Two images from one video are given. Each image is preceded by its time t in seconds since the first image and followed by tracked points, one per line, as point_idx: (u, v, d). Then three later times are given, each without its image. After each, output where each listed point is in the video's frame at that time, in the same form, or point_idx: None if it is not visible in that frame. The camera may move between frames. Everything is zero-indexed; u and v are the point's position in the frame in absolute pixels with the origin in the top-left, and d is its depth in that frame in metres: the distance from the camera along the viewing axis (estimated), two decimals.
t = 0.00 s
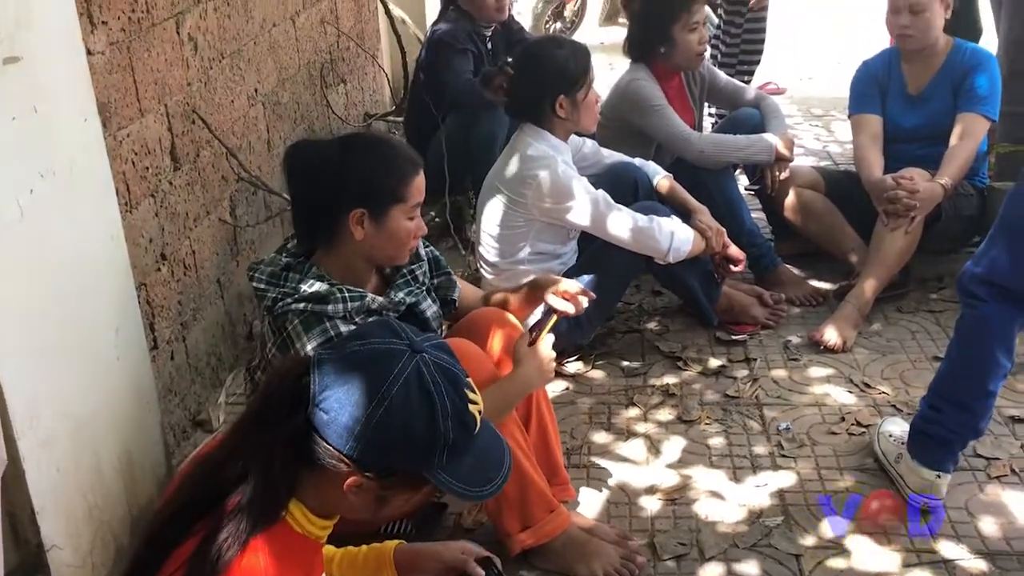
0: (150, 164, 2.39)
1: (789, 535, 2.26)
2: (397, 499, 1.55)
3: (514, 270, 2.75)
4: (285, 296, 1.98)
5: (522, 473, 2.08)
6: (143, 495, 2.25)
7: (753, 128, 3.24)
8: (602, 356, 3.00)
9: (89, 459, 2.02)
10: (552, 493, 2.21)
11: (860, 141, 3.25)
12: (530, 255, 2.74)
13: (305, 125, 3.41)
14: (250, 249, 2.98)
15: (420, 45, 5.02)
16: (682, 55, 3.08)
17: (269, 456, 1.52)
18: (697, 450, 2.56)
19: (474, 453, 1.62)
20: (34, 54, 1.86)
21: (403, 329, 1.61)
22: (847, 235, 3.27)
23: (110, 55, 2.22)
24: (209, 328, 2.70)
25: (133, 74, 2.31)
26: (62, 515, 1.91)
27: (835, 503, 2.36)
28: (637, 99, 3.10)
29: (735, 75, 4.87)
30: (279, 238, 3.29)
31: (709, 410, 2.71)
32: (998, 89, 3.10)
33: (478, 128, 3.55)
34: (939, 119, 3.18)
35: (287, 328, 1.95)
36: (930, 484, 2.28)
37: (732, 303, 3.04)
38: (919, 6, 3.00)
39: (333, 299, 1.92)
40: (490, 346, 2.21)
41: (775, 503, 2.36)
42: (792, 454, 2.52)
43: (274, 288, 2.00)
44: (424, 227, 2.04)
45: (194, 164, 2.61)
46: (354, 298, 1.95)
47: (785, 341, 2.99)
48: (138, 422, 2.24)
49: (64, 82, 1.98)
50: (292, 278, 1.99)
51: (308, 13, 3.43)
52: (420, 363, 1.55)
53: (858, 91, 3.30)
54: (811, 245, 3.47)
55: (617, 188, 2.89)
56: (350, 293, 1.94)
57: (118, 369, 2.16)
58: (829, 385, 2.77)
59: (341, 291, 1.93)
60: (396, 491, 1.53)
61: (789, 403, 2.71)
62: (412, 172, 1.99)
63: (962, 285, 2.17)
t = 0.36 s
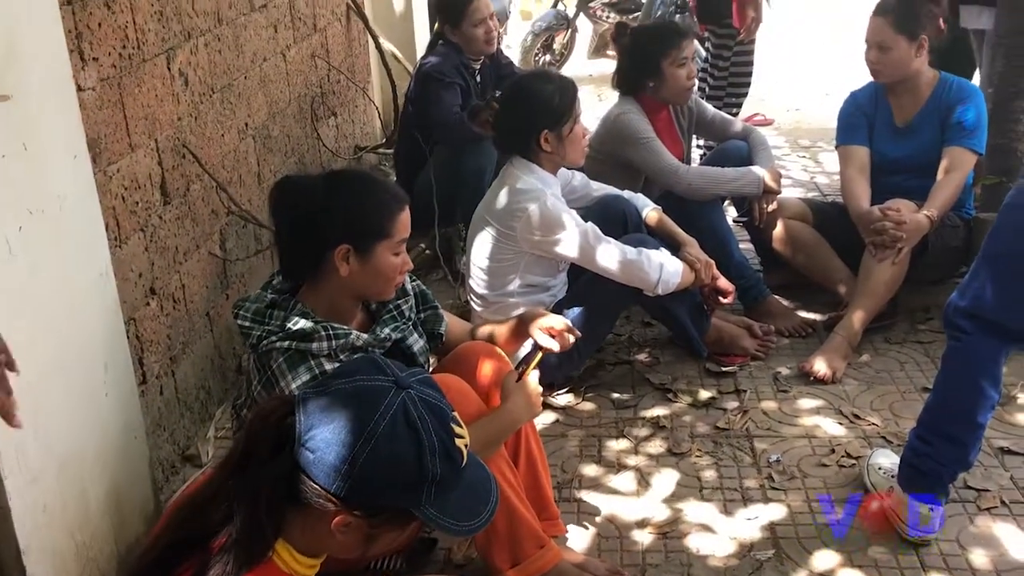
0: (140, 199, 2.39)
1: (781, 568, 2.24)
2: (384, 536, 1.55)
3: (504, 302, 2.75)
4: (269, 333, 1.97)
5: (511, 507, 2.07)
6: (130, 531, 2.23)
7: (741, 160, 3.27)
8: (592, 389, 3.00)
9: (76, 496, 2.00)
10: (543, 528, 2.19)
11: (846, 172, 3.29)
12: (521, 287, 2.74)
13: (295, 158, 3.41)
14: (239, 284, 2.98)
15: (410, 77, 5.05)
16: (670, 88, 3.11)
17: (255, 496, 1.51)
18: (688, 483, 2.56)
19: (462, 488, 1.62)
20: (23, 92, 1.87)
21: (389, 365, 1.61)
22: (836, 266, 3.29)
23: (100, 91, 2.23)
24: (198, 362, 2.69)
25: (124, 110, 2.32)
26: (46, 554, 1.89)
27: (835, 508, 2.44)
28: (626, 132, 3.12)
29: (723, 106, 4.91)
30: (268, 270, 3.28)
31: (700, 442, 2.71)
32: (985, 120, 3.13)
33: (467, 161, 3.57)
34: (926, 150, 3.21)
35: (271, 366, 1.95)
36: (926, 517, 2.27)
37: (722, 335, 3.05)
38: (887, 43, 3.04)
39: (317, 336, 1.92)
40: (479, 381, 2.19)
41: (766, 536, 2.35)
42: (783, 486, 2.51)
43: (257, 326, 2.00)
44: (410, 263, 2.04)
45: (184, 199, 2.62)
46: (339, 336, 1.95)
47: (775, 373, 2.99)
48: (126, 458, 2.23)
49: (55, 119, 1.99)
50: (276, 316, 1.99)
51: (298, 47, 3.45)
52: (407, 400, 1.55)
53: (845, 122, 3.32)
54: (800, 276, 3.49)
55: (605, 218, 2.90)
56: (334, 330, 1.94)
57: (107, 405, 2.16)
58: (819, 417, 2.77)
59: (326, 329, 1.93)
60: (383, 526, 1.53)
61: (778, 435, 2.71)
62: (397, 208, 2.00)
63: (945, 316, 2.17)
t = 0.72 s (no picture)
0: (134, 231, 2.40)
1: None
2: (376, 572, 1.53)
3: (496, 333, 2.75)
4: (259, 369, 1.98)
5: (504, 541, 2.05)
6: (120, 566, 2.21)
7: (733, 190, 3.29)
8: (586, 419, 3.00)
9: (66, 531, 1.99)
10: (536, 562, 2.17)
11: (834, 203, 3.32)
12: (514, 317, 2.75)
13: (290, 189, 3.43)
14: (233, 315, 2.98)
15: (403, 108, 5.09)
16: (661, 120, 3.13)
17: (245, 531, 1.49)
18: (681, 514, 2.55)
19: (455, 523, 1.62)
20: (18, 126, 1.87)
21: (382, 398, 1.62)
22: (829, 296, 3.30)
23: (95, 123, 2.23)
24: (191, 393, 2.68)
25: (118, 142, 2.33)
26: None
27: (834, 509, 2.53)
28: (618, 164, 3.15)
29: (714, 136, 4.95)
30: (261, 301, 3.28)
31: (694, 473, 2.70)
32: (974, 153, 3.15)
33: (461, 191, 3.59)
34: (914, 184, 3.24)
35: (263, 402, 1.96)
36: (924, 550, 2.25)
37: (716, 366, 3.05)
38: (871, 82, 3.09)
39: (307, 371, 1.93)
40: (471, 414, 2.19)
41: (761, 568, 2.34)
42: (777, 518, 2.50)
43: (248, 361, 2.01)
44: (405, 298, 2.04)
45: (178, 230, 2.62)
46: (329, 370, 1.95)
47: (769, 403, 3.00)
48: (117, 492, 2.22)
49: (50, 153, 1.99)
50: (266, 350, 2.00)
51: (293, 79, 3.47)
52: (401, 433, 1.56)
53: (832, 155, 3.36)
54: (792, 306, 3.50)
55: (599, 248, 2.92)
56: (325, 365, 1.95)
57: (98, 438, 2.15)
58: (813, 447, 2.77)
59: (316, 364, 1.94)
60: (376, 561, 1.52)
61: (773, 466, 2.71)
62: (392, 244, 2.01)
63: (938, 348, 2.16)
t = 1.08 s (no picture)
0: (131, 257, 2.39)
1: None
2: None
3: (492, 358, 2.76)
4: (253, 396, 1.98)
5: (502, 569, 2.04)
6: None
7: (728, 216, 3.30)
8: (582, 445, 2.99)
9: (59, 559, 1.97)
10: None
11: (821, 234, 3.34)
12: (510, 343, 2.75)
13: (287, 215, 3.43)
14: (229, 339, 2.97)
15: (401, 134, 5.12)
16: (657, 147, 3.15)
17: (240, 558, 1.48)
18: (678, 541, 2.53)
19: (452, 550, 1.60)
20: (17, 153, 1.87)
21: (378, 425, 1.61)
22: (824, 323, 3.30)
23: (93, 149, 2.24)
24: (186, 420, 2.68)
25: (116, 169, 2.33)
26: None
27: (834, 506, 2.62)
28: (614, 190, 3.17)
29: (708, 162, 4.98)
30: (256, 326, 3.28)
31: (691, 499, 2.69)
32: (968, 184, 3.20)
33: (457, 217, 3.60)
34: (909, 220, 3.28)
35: (256, 429, 1.95)
36: None
37: (712, 392, 3.05)
38: (863, 121, 3.11)
39: (301, 399, 1.93)
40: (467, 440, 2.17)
41: None
42: (775, 545, 2.49)
43: (242, 388, 2.01)
44: (400, 325, 2.04)
45: (174, 256, 2.62)
46: (323, 398, 1.95)
47: (766, 429, 2.99)
48: (111, 519, 2.20)
49: (48, 179, 1.99)
50: (260, 378, 2.00)
51: (291, 105, 3.49)
52: (397, 460, 1.55)
53: (823, 188, 3.36)
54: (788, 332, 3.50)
55: (595, 273, 2.92)
56: (318, 392, 1.94)
57: (93, 466, 2.13)
58: (810, 473, 2.77)
59: (310, 392, 1.93)
60: None
61: (770, 492, 2.70)
62: (388, 271, 2.01)
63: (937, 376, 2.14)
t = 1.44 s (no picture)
0: (129, 282, 2.40)
1: None
2: None
3: (490, 383, 2.75)
4: (249, 423, 1.98)
5: None
6: None
7: (726, 240, 3.31)
8: (581, 470, 2.99)
9: None
10: None
11: (824, 260, 3.31)
12: (508, 367, 2.74)
13: (285, 239, 3.44)
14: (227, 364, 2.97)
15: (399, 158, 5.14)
16: (654, 173, 3.17)
17: None
18: (677, 567, 2.52)
19: None
20: (17, 181, 1.88)
21: (375, 453, 1.62)
22: (822, 348, 3.31)
23: (92, 175, 2.24)
24: (183, 444, 2.67)
25: (115, 194, 2.34)
26: None
27: (833, 501, 2.74)
28: (612, 215, 3.18)
29: (704, 186, 5.00)
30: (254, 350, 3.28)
31: (690, 525, 2.68)
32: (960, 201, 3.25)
33: (456, 241, 3.61)
34: (911, 246, 3.30)
35: (252, 455, 1.95)
36: None
37: (711, 416, 3.05)
38: (859, 149, 3.13)
39: (298, 425, 1.92)
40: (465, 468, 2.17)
41: None
42: (773, 571, 2.47)
43: (238, 414, 2.01)
44: (396, 351, 2.04)
45: (173, 280, 2.62)
46: (319, 424, 1.94)
47: (764, 454, 2.99)
48: (107, 545, 2.19)
49: (47, 206, 2.00)
50: (256, 404, 2.00)
51: (290, 130, 3.51)
52: (396, 488, 1.55)
53: (821, 211, 3.38)
54: (786, 356, 3.51)
55: (593, 297, 2.93)
56: (315, 419, 1.94)
57: (90, 492, 2.13)
58: (809, 498, 2.76)
59: (306, 417, 1.93)
60: None
61: (768, 517, 2.69)
62: (385, 297, 2.01)
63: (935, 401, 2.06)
